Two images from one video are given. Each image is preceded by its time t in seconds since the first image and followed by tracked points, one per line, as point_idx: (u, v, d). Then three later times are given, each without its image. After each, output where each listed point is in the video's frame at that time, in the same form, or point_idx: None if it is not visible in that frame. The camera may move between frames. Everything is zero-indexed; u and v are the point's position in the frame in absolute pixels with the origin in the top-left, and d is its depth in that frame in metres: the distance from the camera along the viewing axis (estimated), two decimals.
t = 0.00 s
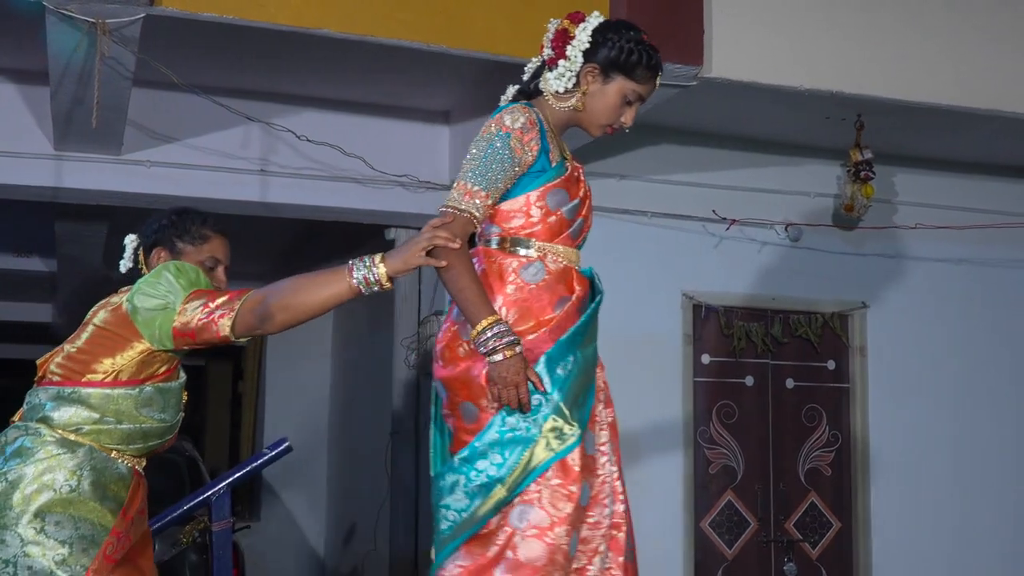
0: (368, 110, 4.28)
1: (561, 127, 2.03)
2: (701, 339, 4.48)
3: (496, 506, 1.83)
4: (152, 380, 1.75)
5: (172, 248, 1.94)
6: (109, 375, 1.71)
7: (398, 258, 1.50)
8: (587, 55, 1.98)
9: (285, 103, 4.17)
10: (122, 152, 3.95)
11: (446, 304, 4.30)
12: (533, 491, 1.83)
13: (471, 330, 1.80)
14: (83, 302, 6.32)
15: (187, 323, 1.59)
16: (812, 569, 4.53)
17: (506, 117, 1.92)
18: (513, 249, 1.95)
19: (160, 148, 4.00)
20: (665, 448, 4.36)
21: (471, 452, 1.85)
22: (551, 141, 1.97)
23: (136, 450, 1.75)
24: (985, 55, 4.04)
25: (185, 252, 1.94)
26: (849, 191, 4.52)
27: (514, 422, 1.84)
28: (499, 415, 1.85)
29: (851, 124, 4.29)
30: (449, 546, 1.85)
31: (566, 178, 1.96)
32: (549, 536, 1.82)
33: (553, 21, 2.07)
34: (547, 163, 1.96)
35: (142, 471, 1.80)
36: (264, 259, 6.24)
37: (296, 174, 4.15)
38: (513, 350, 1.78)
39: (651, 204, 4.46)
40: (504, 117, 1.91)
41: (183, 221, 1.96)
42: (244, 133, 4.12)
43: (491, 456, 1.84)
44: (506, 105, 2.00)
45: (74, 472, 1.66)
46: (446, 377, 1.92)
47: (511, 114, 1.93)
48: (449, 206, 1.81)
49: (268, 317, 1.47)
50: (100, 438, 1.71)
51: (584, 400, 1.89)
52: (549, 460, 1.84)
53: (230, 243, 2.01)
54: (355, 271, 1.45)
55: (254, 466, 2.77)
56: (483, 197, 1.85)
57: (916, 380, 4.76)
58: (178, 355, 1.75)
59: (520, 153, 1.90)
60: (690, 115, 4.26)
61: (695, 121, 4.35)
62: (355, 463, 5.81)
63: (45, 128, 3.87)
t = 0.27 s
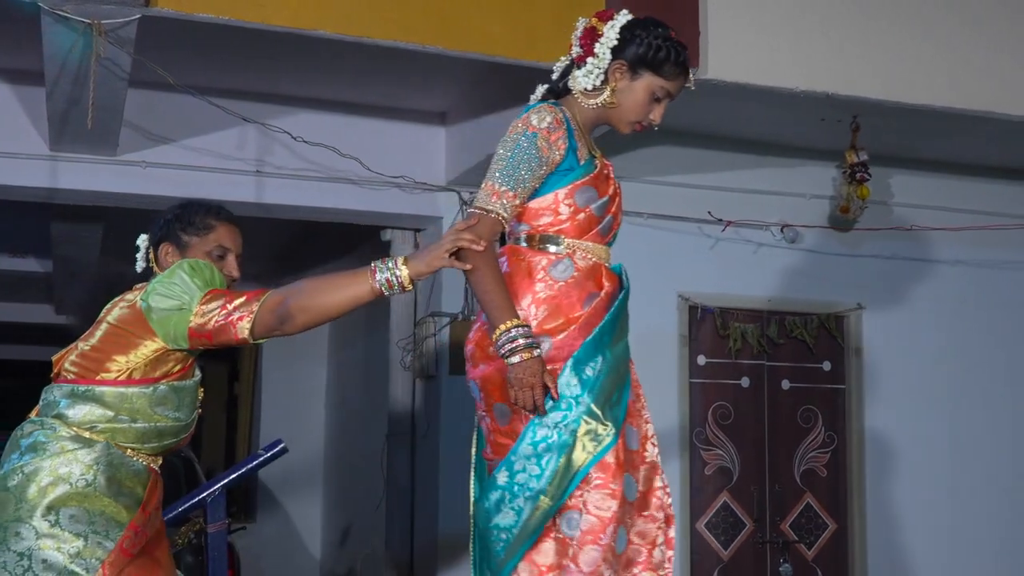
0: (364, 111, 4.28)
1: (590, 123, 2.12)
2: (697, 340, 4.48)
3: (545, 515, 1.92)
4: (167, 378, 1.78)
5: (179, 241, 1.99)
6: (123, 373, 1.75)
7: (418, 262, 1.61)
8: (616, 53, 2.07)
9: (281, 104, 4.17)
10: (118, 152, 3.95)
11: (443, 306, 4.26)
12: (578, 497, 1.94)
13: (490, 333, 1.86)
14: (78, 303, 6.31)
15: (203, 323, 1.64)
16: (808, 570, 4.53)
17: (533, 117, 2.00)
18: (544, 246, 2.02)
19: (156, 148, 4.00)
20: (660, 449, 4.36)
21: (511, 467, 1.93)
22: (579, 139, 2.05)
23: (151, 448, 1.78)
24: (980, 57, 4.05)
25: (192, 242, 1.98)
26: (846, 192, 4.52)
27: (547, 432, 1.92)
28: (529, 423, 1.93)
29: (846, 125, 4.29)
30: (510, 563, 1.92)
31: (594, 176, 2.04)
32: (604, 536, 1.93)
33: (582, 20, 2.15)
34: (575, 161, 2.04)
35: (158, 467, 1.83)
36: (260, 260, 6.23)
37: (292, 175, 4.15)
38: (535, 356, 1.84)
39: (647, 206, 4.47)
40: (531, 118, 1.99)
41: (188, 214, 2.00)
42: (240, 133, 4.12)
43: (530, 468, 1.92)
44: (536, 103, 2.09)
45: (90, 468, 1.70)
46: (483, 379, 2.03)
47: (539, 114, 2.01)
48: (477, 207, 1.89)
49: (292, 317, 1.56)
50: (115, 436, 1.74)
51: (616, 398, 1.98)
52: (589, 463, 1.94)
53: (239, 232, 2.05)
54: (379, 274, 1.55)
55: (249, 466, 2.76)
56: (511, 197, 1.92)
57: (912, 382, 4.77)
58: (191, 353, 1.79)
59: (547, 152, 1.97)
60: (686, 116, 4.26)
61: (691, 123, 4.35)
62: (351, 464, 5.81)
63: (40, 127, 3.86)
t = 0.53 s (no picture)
0: (360, 112, 4.28)
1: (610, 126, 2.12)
2: (693, 342, 4.49)
3: (568, 533, 1.90)
4: (183, 373, 1.75)
5: (183, 232, 1.94)
6: (138, 371, 1.73)
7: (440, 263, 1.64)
8: (634, 54, 2.08)
9: (277, 104, 4.17)
10: (114, 153, 3.94)
11: (439, 307, 4.29)
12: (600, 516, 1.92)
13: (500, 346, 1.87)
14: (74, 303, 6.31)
15: (217, 321, 1.64)
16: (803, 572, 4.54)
17: (550, 122, 2.00)
18: (568, 253, 2.03)
19: (151, 149, 4.00)
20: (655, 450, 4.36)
21: (533, 484, 1.92)
22: (598, 143, 2.05)
23: (173, 444, 1.76)
24: (975, 61, 4.05)
25: (196, 232, 1.93)
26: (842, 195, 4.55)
27: (571, 450, 1.92)
28: (554, 441, 1.93)
29: (842, 128, 4.30)
30: None
31: (615, 179, 2.05)
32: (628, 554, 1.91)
33: (601, 23, 2.17)
34: (595, 164, 2.04)
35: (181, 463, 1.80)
36: (256, 260, 6.23)
37: (288, 176, 4.15)
38: (538, 373, 1.84)
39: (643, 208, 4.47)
40: (548, 123, 2.00)
41: (191, 204, 1.96)
42: (236, 134, 4.12)
43: (553, 485, 1.92)
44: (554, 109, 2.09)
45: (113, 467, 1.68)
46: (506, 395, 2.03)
47: (556, 119, 2.01)
48: (495, 214, 1.90)
49: (310, 313, 1.58)
50: (136, 433, 1.72)
51: (642, 416, 1.97)
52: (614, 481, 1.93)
53: (246, 218, 1.99)
54: (403, 273, 1.58)
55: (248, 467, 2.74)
56: (531, 204, 1.92)
57: (908, 384, 4.77)
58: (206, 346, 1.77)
59: (564, 156, 1.98)
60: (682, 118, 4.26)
61: (687, 125, 4.35)
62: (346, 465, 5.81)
63: (35, 128, 3.86)
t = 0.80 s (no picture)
0: (355, 113, 4.27)
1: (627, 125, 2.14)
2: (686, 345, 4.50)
3: (598, 543, 1.94)
4: (201, 340, 1.79)
5: (198, 197, 1.96)
6: (156, 339, 1.78)
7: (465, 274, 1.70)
8: (649, 53, 2.10)
9: (272, 105, 4.17)
10: (108, 152, 3.94)
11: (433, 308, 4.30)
12: (633, 525, 1.94)
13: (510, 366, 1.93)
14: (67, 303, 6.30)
15: (234, 299, 1.68)
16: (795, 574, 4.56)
17: (565, 129, 2.02)
18: (591, 259, 2.06)
19: (146, 149, 3.99)
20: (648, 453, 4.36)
21: (566, 494, 1.96)
22: (615, 146, 2.07)
23: (196, 411, 1.80)
24: (969, 66, 4.05)
25: (210, 197, 1.95)
26: (834, 198, 4.57)
27: (605, 462, 1.96)
28: (588, 454, 1.97)
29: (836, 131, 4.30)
30: None
31: (634, 182, 2.07)
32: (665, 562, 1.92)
33: (615, 20, 2.19)
34: (613, 168, 2.06)
35: (206, 431, 1.85)
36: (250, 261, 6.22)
37: (283, 177, 4.15)
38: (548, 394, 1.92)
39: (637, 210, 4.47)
40: (564, 130, 2.02)
41: (205, 169, 1.97)
42: (230, 135, 4.11)
43: (585, 497, 1.95)
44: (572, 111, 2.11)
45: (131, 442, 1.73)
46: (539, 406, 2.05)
47: (570, 126, 2.04)
48: (512, 225, 1.96)
49: (326, 310, 1.63)
50: (157, 401, 1.77)
51: (677, 424, 1.99)
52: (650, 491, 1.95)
53: (262, 180, 2.00)
54: (428, 283, 1.64)
55: (246, 470, 2.52)
56: (547, 213, 1.97)
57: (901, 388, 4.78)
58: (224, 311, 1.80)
59: (581, 164, 2.01)
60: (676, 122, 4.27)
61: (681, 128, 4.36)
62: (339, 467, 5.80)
63: (30, 127, 3.86)
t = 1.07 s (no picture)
0: (347, 114, 4.27)
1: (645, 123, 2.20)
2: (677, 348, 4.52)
3: (628, 545, 1.99)
4: (209, 311, 1.91)
5: (204, 166, 2.05)
6: (165, 313, 1.89)
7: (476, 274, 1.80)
8: (661, 49, 2.15)
9: (264, 105, 4.17)
10: (99, 152, 3.94)
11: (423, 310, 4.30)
12: (662, 529, 2.00)
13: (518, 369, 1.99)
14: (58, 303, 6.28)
15: (242, 279, 1.80)
16: None
17: (581, 132, 2.08)
18: (617, 259, 2.11)
19: (137, 148, 3.99)
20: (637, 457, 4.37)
21: (595, 498, 2.01)
22: (635, 147, 2.12)
23: (206, 381, 1.91)
24: (959, 72, 4.06)
25: (217, 164, 2.04)
26: (824, 203, 4.58)
27: (634, 465, 2.01)
28: (620, 458, 2.02)
29: (827, 136, 4.31)
30: None
31: (657, 181, 2.12)
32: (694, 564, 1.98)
33: (627, 20, 2.24)
34: (634, 169, 2.11)
35: (215, 404, 1.96)
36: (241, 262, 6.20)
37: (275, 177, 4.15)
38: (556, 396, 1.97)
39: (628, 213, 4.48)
40: (580, 132, 2.08)
41: (211, 138, 2.06)
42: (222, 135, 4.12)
43: (615, 501, 2.00)
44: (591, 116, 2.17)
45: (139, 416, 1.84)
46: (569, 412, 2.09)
47: (586, 128, 2.09)
48: (525, 225, 2.00)
49: (336, 299, 1.75)
50: (167, 372, 1.88)
51: (705, 427, 2.05)
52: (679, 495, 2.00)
53: (267, 146, 2.08)
54: (437, 279, 1.75)
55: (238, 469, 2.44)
56: (560, 216, 2.02)
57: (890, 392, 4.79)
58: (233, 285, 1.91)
59: (596, 166, 2.06)
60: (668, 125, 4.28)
61: (673, 132, 4.37)
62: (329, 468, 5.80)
63: (21, 126, 3.86)
